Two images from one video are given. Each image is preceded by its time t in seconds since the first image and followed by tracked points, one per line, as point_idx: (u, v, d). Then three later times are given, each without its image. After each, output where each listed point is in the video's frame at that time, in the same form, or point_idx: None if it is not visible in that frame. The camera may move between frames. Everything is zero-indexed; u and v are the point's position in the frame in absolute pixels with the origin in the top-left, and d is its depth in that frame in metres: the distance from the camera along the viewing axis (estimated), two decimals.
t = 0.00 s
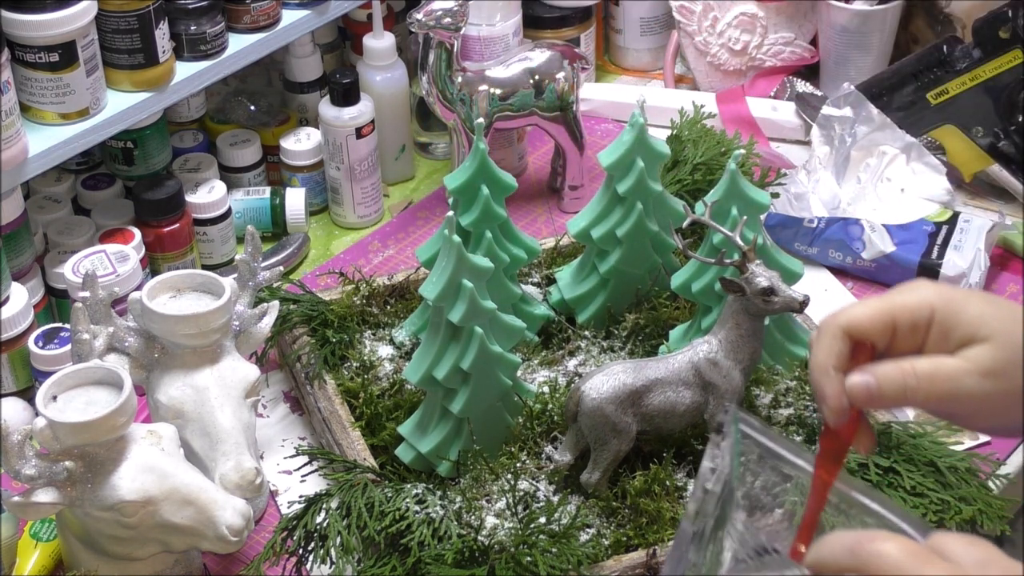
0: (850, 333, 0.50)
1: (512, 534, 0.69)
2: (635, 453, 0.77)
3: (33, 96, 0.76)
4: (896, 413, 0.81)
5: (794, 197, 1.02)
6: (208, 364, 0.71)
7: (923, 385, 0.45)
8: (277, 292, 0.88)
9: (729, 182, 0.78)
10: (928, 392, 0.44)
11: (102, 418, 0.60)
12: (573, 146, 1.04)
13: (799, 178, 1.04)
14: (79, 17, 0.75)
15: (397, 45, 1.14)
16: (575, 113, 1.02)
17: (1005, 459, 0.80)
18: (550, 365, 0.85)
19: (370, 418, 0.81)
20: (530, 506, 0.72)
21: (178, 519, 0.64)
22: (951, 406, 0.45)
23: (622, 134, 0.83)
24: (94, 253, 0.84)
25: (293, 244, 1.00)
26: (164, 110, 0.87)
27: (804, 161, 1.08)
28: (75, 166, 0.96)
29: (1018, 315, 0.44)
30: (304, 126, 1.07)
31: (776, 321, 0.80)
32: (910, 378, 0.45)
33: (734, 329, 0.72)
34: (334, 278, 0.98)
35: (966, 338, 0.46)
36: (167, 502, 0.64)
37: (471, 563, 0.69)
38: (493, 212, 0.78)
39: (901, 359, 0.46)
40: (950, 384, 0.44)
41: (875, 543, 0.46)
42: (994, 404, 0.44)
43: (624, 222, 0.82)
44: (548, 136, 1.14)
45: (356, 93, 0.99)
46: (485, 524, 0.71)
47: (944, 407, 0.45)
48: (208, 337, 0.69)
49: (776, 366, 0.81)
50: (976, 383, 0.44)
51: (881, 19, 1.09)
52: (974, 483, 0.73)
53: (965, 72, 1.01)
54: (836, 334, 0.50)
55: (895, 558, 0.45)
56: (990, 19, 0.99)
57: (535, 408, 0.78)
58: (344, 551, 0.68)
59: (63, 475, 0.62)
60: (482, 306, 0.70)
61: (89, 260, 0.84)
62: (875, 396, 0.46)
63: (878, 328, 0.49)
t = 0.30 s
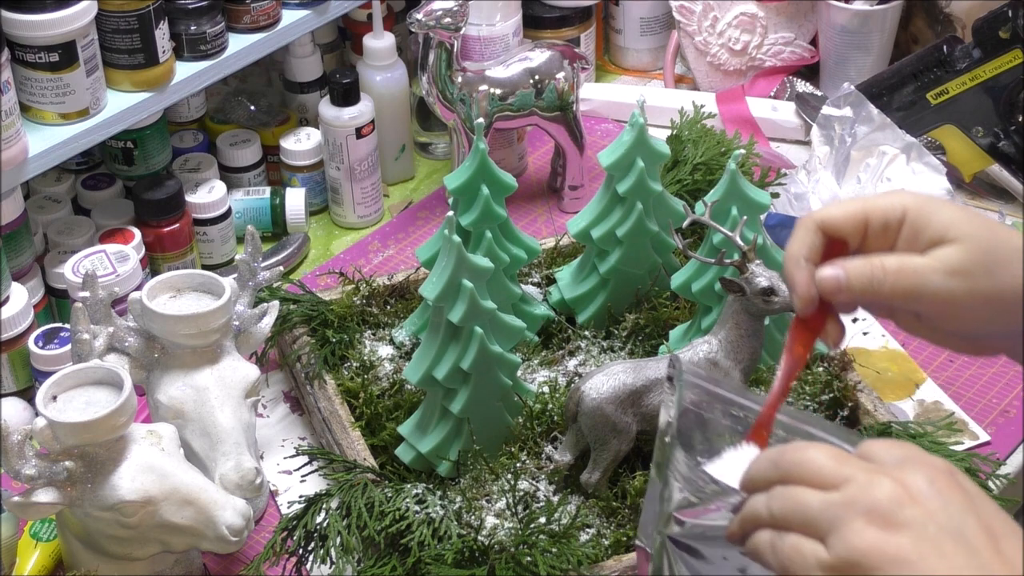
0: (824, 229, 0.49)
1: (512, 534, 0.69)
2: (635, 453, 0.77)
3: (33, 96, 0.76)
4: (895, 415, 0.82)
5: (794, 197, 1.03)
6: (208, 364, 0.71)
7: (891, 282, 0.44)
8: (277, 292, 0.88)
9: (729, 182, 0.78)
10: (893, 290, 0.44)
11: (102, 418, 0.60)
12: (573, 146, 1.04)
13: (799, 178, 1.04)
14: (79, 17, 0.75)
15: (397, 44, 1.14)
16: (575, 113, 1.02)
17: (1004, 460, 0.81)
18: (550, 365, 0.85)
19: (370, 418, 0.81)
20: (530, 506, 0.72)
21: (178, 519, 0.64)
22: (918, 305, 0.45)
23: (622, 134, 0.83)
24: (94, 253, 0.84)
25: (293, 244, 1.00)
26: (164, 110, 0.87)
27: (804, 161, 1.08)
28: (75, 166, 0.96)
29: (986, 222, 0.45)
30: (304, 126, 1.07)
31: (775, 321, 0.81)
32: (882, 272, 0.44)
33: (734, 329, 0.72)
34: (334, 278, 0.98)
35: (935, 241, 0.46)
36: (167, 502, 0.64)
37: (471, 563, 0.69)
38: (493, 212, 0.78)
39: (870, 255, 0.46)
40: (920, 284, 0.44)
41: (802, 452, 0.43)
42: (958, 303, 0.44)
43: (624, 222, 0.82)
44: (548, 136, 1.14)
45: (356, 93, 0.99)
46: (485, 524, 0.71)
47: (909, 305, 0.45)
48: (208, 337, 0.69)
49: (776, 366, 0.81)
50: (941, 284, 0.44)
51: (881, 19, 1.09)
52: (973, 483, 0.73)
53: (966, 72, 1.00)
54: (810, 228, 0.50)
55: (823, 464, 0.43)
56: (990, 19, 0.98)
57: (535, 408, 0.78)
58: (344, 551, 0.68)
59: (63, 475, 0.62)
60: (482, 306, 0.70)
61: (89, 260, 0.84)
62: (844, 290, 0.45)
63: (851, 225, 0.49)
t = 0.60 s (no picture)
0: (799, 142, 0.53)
1: (512, 534, 0.69)
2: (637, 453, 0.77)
3: (33, 96, 0.76)
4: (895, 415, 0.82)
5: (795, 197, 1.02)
6: (208, 364, 0.71)
7: (857, 197, 0.47)
8: (277, 292, 0.88)
9: (729, 182, 0.78)
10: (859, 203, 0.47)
11: (102, 418, 0.60)
12: (573, 146, 1.04)
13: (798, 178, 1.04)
14: (79, 18, 0.75)
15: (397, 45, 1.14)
16: (575, 114, 1.02)
17: (1004, 460, 0.81)
18: (550, 365, 0.85)
19: (370, 418, 0.81)
20: (530, 506, 0.72)
21: (178, 519, 0.64)
22: (882, 218, 0.48)
23: (622, 134, 0.83)
24: (94, 253, 0.84)
25: (293, 244, 1.00)
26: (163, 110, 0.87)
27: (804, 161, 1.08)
28: (75, 166, 0.96)
29: (952, 144, 0.48)
30: (304, 126, 1.07)
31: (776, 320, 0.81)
32: (849, 185, 0.48)
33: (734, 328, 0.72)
34: (334, 278, 0.98)
35: (903, 158, 0.49)
36: (168, 502, 0.63)
37: (471, 563, 0.69)
38: (493, 212, 0.78)
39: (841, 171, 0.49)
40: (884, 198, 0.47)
41: (739, 396, 0.46)
42: (921, 218, 0.47)
43: (624, 221, 0.82)
44: (548, 136, 1.14)
45: (356, 93, 0.99)
46: (485, 524, 0.71)
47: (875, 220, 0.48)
48: (208, 336, 0.69)
49: (777, 365, 0.80)
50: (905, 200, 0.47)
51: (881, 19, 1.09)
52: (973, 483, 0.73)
53: (966, 72, 1.00)
54: (783, 140, 0.54)
55: (759, 405, 0.45)
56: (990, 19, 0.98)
57: (535, 408, 0.78)
58: (344, 551, 0.68)
59: (63, 475, 0.62)
60: (481, 306, 0.70)
61: (89, 260, 0.84)
62: (812, 201, 0.49)
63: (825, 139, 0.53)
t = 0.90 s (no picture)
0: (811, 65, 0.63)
1: (512, 535, 0.69)
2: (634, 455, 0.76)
3: (33, 96, 0.76)
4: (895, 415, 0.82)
5: (794, 196, 1.02)
6: (208, 364, 0.71)
7: (852, 116, 0.57)
8: (277, 292, 0.88)
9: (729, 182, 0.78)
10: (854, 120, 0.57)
11: (102, 418, 0.60)
12: (573, 146, 1.04)
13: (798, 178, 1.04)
14: (79, 18, 0.75)
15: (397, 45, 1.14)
16: (575, 114, 1.02)
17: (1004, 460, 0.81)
18: (550, 365, 0.85)
19: (370, 418, 0.81)
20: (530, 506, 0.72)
21: (178, 519, 0.64)
22: (870, 137, 0.57)
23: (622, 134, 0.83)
24: (94, 253, 0.84)
25: (293, 244, 1.00)
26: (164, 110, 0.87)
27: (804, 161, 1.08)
28: (75, 165, 0.96)
29: (949, 78, 0.56)
30: (304, 126, 1.07)
31: (775, 321, 0.81)
32: (844, 105, 0.57)
33: (734, 329, 0.72)
34: (334, 278, 0.98)
35: (901, 86, 0.58)
36: (167, 502, 0.63)
37: (471, 563, 0.69)
38: (493, 212, 0.78)
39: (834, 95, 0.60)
40: (879, 117, 0.56)
41: (745, 418, 0.45)
42: (913, 141, 0.55)
43: (624, 221, 0.82)
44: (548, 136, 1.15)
45: (356, 93, 0.99)
46: (485, 524, 0.71)
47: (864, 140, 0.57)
48: (207, 336, 0.69)
49: (776, 366, 0.81)
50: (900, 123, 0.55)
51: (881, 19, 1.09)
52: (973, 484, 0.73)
53: (966, 72, 1.00)
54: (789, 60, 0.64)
55: (766, 427, 0.44)
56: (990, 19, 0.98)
57: (535, 408, 0.77)
58: (344, 551, 0.68)
59: (62, 475, 0.62)
60: (481, 306, 0.70)
61: (89, 260, 0.84)
62: (807, 117, 0.59)
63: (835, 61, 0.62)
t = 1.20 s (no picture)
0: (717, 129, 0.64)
1: (512, 534, 0.69)
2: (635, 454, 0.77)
3: (33, 96, 0.76)
4: (895, 415, 0.82)
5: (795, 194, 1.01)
6: (208, 364, 0.71)
7: (744, 188, 0.57)
8: (277, 292, 0.88)
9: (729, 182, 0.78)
10: (744, 193, 0.57)
11: (102, 418, 0.60)
12: (573, 146, 1.04)
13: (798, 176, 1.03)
14: (79, 18, 0.75)
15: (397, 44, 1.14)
16: (575, 114, 1.02)
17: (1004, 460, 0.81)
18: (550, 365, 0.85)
19: (370, 418, 0.81)
20: (531, 506, 0.72)
21: (178, 519, 0.64)
22: (763, 210, 0.56)
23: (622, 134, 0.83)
24: (94, 253, 0.84)
25: (293, 244, 1.00)
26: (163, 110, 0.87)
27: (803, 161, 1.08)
28: (75, 166, 0.96)
29: (837, 147, 0.55)
30: (304, 126, 1.07)
31: (776, 321, 0.81)
32: (733, 179, 0.57)
33: (735, 328, 0.71)
34: (334, 278, 0.98)
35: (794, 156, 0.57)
36: (168, 502, 0.63)
37: (470, 563, 0.69)
38: (493, 212, 0.78)
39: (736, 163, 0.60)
40: (763, 193, 0.56)
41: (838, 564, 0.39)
42: (796, 216, 0.54)
43: (624, 221, 0.82)
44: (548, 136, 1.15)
45: (356, 93, 0.99)
46: (485, 524, 0.71)
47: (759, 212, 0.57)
48: (207, 337, 0.69)
49: (776, 366, 0.82)
50: (783, 199, 0.55)
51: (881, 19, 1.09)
52: (973, 483, 0.73)
53: (966, 72, 0.99)
54: (697, 126, 0.65)
55: None
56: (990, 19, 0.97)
57: (535, 408, 0.78)
58: (344, 551, 0.68)
59: (62, 475, 0.62)
60: (482, 306, 0.70)
61: (89, 260, 0.84)
62: (707, 184, 0.59)
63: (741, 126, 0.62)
